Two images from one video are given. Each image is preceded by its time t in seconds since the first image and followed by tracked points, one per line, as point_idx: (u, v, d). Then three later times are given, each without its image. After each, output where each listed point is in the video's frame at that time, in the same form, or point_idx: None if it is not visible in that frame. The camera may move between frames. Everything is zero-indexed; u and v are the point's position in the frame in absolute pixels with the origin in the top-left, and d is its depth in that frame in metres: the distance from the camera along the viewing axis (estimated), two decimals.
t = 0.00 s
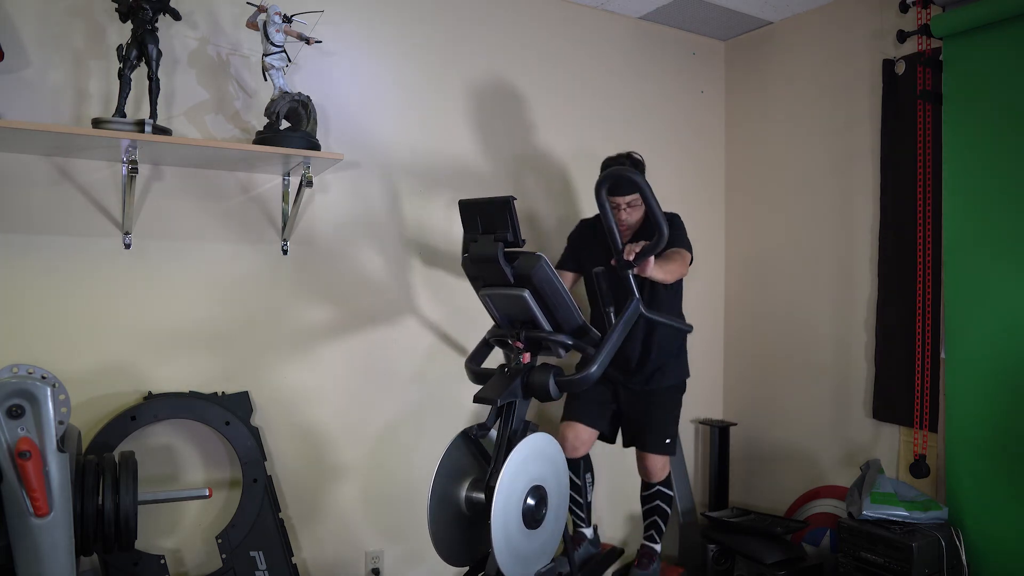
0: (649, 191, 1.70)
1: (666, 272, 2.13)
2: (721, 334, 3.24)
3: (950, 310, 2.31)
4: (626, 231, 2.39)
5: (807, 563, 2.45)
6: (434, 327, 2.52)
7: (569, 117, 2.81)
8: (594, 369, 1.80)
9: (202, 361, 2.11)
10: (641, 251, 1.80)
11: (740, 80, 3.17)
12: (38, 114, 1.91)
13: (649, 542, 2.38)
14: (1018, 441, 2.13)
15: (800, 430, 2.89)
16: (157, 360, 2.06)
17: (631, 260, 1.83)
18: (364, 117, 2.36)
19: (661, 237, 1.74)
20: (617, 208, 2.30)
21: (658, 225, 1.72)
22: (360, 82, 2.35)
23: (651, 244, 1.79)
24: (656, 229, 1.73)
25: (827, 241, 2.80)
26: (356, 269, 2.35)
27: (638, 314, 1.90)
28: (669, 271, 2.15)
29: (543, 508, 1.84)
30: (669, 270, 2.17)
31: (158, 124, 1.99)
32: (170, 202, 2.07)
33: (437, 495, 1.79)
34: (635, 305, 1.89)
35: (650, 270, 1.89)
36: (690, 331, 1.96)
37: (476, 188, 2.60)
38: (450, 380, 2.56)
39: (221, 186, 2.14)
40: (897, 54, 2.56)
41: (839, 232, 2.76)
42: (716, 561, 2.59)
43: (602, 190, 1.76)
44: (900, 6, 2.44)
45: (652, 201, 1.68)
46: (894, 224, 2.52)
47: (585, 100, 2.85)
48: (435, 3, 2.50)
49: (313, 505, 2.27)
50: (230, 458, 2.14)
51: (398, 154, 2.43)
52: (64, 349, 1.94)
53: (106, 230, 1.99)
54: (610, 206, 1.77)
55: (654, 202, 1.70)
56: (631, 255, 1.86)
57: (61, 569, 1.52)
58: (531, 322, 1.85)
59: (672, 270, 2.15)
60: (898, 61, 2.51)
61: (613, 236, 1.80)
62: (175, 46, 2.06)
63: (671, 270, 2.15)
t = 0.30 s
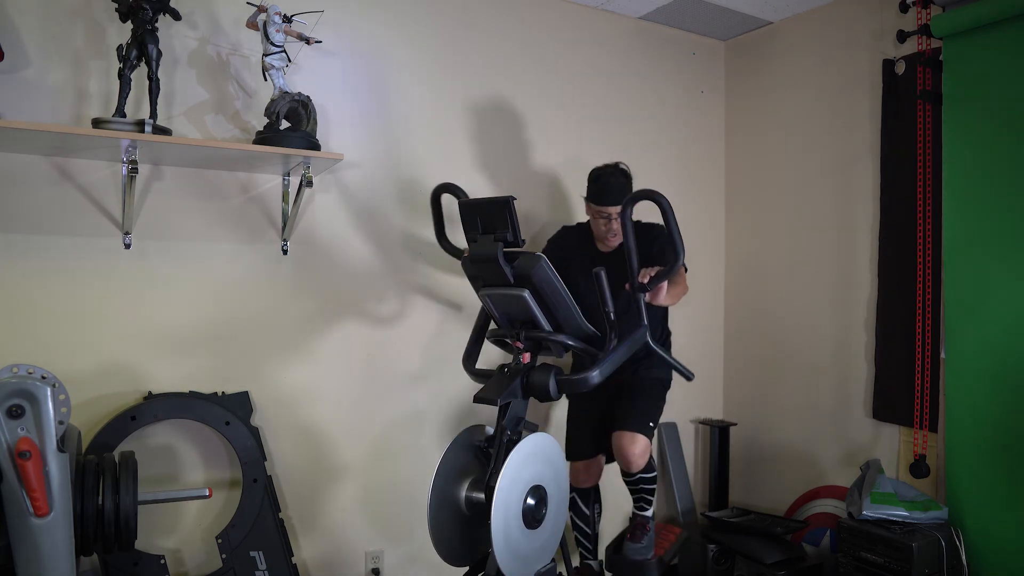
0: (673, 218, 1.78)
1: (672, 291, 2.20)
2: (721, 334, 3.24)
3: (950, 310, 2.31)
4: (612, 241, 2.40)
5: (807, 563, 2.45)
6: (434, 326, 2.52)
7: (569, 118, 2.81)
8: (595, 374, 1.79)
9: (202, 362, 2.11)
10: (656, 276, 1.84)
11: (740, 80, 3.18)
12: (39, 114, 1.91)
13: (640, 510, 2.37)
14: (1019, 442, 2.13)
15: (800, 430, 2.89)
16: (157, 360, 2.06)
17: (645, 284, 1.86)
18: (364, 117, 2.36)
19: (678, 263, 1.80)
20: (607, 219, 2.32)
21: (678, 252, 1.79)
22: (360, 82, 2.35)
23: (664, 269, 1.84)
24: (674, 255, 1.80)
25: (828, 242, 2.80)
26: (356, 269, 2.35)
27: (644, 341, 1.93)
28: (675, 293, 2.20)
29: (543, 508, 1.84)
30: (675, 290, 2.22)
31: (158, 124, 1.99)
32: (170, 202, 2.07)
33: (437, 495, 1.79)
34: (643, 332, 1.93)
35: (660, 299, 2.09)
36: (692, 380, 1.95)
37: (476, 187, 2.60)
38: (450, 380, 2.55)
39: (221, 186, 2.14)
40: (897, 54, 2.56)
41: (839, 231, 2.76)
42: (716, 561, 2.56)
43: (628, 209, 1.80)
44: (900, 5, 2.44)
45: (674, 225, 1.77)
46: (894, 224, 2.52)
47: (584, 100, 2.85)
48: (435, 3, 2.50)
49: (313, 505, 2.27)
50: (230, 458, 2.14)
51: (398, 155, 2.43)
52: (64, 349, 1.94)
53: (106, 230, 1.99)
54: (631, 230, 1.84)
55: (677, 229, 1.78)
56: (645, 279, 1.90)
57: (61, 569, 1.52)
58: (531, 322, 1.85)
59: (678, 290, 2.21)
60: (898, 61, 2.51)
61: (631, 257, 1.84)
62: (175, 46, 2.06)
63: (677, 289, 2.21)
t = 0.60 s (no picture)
0: (685, 242, 1.83)
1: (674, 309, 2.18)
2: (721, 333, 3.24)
3: (950, 310, 2.31)
4: (604, 250, 2.37)
5: (807, 563, 2.45)
6: (434, 326, 2.52)
7: (569, 118, 2.81)
8: (595, 377, 1.80)
9: (202, 362, 2.11)
10: (662, 295, 1.89)
11: (740, 80, 3.17)
12: (38, 114, 1.91)
13: (654, 490, 2.25)
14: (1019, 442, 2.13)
15: (799, 430, 2.89)
16: (157, 360, 2.06)
17: (651, 302, 1.91)
18: (364, 118, 2.36)
19: (686, 284, 1.84)
20: (598, 227, 2.30)
21: (686, 274, 1.83)
22: (360, 82, 2.35)
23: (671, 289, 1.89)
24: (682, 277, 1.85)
25: (828, 241, 2.79)
26: (356, 270, 2.35)
27: (644, 360, 1.95)
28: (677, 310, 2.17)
29: (543, 508, 1.84)
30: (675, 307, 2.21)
31: (158, 124, 1.99)
32: (170, 202, 2.07)
33: (437, 495, 1.79)
34: (646, 349, 1.96)
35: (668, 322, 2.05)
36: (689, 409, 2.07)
37: (476, 187, 2.60)
38: (450, 380, 2.55)
39: (221, 186, 2.14)
40: (897, 54, 2.56)
41: (839, 231, 2.76)
42: (716, 561, 2.58)
43: (641, 229, 1.84)
44: (900, 5, 2.44)
45: (685, 249, 1.82)
46: (894, 224, 2.52)
47: (585, 100, 2.85)
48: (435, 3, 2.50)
49: (312, 504, 2.27)
50: (230, 458, 2.14)
51: (398, 156, 2.43)
52: (64, 349, 1.94)
53: (106, 230, 1.99)
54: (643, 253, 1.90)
55: (688, 253, 1.83)
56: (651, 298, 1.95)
57: (61, 569, 1.52)
58: (531, 322, 1.85)
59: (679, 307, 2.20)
60: (898, 61, 2.51)
61: (640, 275, 1.88)
62: (175, 46, 2.06)
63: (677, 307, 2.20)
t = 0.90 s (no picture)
0: (682, 235, 1.83)
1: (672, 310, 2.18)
2: (721, 334, 3.24)
3: (950, 310, 2.31)
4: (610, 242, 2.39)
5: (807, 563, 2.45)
6: (434, 327, 2.52)
7: (570, 118, 2.82)
8: (595, 376, 1.80)
9: (202, 362, 2.11)
10: (661, 289, 1.87)
11: (740, 80, 3.17)
12: (39, 114, 1.91)
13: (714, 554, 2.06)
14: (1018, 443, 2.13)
15: (799, 430, 2.89)
16: (157, 360, 2.06)
17: (650, 296, 1.89)
18: (364, 117, 2.36)
19: (685, 276, 1.82)
20: (604, 219, 2.33)
21: (684, 267, 1.82)
22: (360, 82, 2.35)
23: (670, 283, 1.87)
24: (681, 270, 1.83)
25: (829, 241, 2.79)
26: (356, 270, 2.35)
27: (644, 354, 1.95)
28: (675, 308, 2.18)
29: (544, 508, 1.84)
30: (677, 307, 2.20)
31: (158, 124, 1.99)
32: (170, 202, 2.07)
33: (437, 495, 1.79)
34: (644, 344, 1.95)
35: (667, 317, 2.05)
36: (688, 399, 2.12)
37: (476, 187, 2.60)
38: (450, 380, 2.55)
39: (221, 186, 2.14)
40: (897, 54, 2.56)
41: (839, 231, 2.76)
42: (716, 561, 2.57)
43: (638, 222, 1.83)
44: (900, 5, 2.44)
45: (682, 241, 1.82)
46: (894, 225, 2.52)
47: (585, 100, 2.85)
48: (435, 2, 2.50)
49: (312, 505, 2.27)
50: (230, 458, 2.14)
51: (398, 155, 2.43)
52: (64, 349, 1.94)
53: (106, 230, 1.99)
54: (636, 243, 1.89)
55: (685, 245, 1.83)
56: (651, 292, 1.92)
57: (61, 570, 1.52)
58: (531, 322, 1.85)
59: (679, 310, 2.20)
60: (898, 61, 2.51)
61: (638, 269, 1.87)
62: (175, 46, 2.06)
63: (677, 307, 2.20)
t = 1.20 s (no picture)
0: (676, 221, 1.77)
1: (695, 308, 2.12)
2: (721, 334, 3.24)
3: (950, 310, 2.31)
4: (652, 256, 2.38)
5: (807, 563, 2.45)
6: (434, 327, 2.52)
7: (570, 118, 2.82)
8: (595, 374, 1.80)
9: (202, 362, 2.11)
10: (656, 278, 1.85)
11: (740, 80, 3.17)
12: (39, 114, 1.91)
13: None
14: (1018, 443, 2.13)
15: (800, 430, 2.89)
16: (157, 360, 2.06)
17: (646, 285, 1.88)
18: (365, 117, 2.36)
19: (678, 263, 1.80)
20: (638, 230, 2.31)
21: (678, 255, 1.79)
22: (360, 82, 2.35)
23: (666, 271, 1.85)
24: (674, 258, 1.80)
25: (829, 241, 2.79)
26: (356, 270, 2.35)
27: (644, 342, 1.93)
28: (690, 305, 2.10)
29: (544, 508, 1.84)
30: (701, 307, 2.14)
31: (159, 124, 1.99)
32: (171, 202, 2.07)
33: (437, 495, 1.79)
34: (643, 332, 1.94)
35: (673, 300, 1.96)
36: (689, 382, 2.08)
37: (476, 187, 2.60)
38: (450, 380, 2.55)
39: (221, 186, 2.14)
40: (897, 54, 2.56)
41: (839, 231, 2.75)
42: (716, 561, 2.57)
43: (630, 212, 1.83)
44: (900, 5, 2.44)
45: (676, 228, 1.77)
46: (894, 225, 2.52)
47: (585, 100, 2.85)
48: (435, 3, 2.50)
49: (312, 505, 2.27)
50: (230, 458, 2.14)
51: (398, 155, 2.43)
52: (63, 349, 1.94)
53: (106, 230, 1.99)
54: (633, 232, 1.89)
55: (678, 233, 1.78)
56: (646, 281, 1.91)
57: (61, 570, 1.52)
58: (531, 322, 1.84)
59: (703, 309, 2.14)
60: (898, 61, 2.51)
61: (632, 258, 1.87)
62: (175, 46, 2.06)
63: (700, 307, 2.13)
